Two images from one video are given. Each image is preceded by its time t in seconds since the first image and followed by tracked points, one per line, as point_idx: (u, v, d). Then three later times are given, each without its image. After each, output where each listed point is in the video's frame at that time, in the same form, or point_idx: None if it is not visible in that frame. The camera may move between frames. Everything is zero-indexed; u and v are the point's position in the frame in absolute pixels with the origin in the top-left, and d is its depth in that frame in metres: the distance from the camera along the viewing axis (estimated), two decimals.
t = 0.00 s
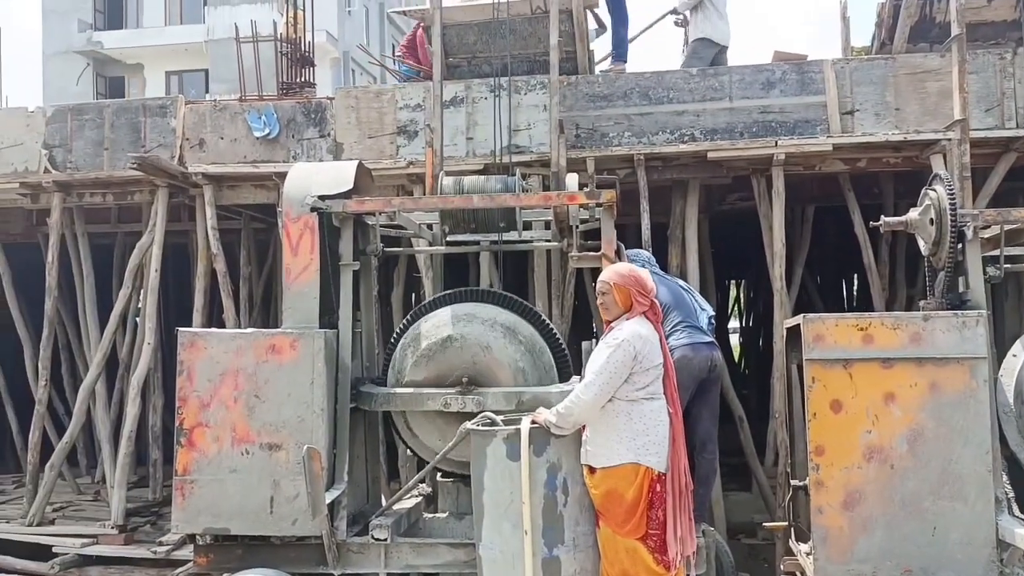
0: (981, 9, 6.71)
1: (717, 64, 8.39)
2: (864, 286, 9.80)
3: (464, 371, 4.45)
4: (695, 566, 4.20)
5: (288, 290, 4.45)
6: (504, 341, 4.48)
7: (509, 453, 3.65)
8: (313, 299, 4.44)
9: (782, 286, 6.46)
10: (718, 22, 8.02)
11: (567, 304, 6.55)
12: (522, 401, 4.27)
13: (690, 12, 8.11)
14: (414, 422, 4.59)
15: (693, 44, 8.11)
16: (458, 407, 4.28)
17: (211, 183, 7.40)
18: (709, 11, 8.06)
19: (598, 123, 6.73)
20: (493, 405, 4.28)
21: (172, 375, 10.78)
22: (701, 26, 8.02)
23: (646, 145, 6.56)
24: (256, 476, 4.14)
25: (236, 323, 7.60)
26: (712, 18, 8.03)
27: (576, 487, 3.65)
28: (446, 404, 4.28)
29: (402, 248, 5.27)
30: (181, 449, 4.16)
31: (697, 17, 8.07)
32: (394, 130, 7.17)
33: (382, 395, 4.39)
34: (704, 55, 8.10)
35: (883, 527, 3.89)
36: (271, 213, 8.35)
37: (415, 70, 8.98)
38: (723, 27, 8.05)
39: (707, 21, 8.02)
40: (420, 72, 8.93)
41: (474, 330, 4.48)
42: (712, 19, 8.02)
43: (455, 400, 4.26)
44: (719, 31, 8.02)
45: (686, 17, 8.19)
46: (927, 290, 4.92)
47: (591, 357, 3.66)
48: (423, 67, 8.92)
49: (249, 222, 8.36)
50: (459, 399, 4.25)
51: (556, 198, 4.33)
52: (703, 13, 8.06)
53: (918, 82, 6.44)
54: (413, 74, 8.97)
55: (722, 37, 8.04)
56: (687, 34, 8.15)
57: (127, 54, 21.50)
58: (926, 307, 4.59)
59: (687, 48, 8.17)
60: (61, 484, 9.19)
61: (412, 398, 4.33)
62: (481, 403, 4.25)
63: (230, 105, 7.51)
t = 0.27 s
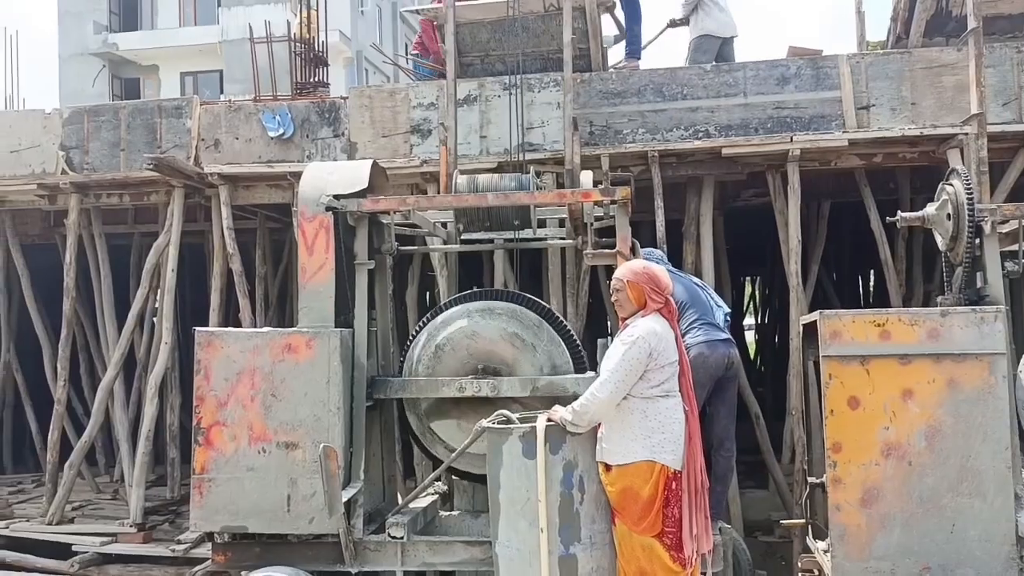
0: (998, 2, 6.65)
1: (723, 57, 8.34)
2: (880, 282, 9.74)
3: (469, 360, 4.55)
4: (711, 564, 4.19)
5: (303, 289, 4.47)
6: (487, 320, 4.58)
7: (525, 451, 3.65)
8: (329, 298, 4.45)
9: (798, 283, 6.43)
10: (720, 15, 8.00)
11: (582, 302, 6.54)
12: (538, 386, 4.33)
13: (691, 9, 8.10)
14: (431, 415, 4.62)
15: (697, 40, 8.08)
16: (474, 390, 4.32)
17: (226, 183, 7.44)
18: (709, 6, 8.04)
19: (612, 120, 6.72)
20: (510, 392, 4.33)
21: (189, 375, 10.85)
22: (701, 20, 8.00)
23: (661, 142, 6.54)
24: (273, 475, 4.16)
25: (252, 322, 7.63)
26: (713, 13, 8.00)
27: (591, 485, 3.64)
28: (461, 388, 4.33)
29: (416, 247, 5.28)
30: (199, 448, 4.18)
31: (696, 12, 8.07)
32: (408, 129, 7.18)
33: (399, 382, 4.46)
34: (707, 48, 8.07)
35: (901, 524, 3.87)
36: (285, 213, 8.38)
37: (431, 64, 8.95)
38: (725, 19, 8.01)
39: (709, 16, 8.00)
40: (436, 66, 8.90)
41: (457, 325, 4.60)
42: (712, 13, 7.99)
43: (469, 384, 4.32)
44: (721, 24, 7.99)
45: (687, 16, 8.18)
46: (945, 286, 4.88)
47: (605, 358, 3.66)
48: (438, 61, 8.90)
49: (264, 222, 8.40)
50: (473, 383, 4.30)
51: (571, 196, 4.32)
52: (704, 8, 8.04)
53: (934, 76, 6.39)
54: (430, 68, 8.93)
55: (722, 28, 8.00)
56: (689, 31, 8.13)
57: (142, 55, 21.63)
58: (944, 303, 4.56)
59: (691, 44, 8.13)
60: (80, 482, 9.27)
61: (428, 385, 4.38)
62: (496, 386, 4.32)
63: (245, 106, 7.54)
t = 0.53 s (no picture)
0: None
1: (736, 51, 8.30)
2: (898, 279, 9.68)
3: (481, 352, 4.56)
4: (729, 561, 4.19)
5: (321, 286, 4.49)
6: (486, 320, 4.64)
7: (542, 448, 3.66)
8: (347, 295, 4.47)
9: (816, 278, 6.40)
10: (728, 8, 7.98)
11: (598, 298, 6.54)
12: (554, 368, 4.36)
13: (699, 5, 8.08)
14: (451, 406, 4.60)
15: (707, 35, 8.06)
16: (490, 368, 4.33)
17: (244, 181, 7.49)
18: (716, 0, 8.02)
19: (628, 116, 6.71)
20: (528, 373, 4.33)
21: (208, 372, 10.93)
22: (709, 16, 7.99)
23: (677, 138, 6.53)
24: (292, 471, 4.20)
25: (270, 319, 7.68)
26: (721, 7, 7.98)
27: (609, 481, 3.64)
28: (478, 368, 4.35)
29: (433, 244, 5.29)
30: (219, 443, 4.22)
31: (705, 8, 8.06)
32: (424, 126, 7.20)
33: (416, 364, 4.50)
34: (719, 42, 8.04)
35: (921, 521, 3.85)
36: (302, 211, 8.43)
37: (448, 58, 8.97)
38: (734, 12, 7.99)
39: (717, 10, 7.98)
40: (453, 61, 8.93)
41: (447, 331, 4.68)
42: (720, 7, 7.98)
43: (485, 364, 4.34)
44: (730, 17, 7.96)
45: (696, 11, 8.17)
46: (965, 281, 4.84)
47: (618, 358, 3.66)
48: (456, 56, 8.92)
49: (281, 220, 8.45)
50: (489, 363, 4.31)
51: (587, 192, 4.31)
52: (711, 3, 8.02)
53: (953, 70, 6.34)
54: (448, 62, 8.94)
55: (731, 22, 7.97)
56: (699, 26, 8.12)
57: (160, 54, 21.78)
58: (963, 298, 4.53)
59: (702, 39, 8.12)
60: (101, 478, 9.37)
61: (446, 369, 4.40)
62: (513, 365, 4.33)
63: (262, 104, 7.59)
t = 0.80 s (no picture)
0: None
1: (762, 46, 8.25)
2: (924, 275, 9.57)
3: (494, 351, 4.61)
4: (752, 559, 4.16)
5: (343, 283, 4.52)
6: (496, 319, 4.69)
7: (565, 445, 3.65)
8: (369, 293, 4.49)
9: (840, 275, 6.35)
10: (757, 3, 7.90)
11: (620, 295, 6.52)
12: (576, 354, 4.33)
13: None
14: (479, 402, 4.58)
15: (734, 28, 8.01)
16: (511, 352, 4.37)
17: (267, 179, 7.53)
18: None
19: (650, 112, 6.68)
20: (549, 358, 4.35)
21: (231, 369, 11.02)
22: (737, 9, 7.93)
23: (699, 134, 6.49)
24: (315, 467, 4.22)
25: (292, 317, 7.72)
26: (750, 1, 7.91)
27: (632, 479, 3.63)
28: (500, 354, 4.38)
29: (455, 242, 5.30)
30: (243, 440, 4.25)
31: (735, 3, 7.99)
32: (445, 124, 7.21)
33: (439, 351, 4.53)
34: (746, 38, 8.00)
35: (947, 520, 3.81)
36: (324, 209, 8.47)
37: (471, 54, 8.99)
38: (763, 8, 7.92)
39: (746, 5, 7.91)
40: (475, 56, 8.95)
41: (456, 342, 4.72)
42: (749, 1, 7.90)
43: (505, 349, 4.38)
44: (758, 12, 7.89)
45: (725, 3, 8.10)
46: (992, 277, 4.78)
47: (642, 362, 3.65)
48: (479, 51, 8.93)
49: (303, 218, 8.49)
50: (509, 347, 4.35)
51: (609, 188, 4.30)
52: None
53: (980, 64, 6.26)
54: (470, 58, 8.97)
55: (759, 17, 7.90)
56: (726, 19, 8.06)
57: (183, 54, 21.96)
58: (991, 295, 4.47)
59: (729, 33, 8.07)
60: (127, 474, 9.47)
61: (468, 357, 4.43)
62: (534, 350, 4.36)
63: (285, 103, 7.63)
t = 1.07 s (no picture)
0: None
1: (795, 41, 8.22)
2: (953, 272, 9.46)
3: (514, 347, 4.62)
4: (779, 559, 4.14)
5: (369, 281, 4.54)
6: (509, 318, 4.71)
7: (590, 443, 3.66)
8: (394, 291, 4.51)
9: (868, 272, 6.29)
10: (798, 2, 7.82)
11: (645, 293, 6.50)
12: (601, 345, 4.33)
13: None
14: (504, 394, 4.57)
15: (773, 25, 7.96)
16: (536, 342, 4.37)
17: (293, 178, 7.59)
18: None
19: (675, 109, 6.65)
20: (573, 347, 4.34)
21: (257, 367, 11.11)
22: (778, 6, 7.85)
23: (725, 131, 6.45)
24: (341, 464, 4.25)
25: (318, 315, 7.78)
26: None
27: (657, 477, 3.62)
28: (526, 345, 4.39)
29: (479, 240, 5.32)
30: (270, 437, 4.29)
31: None
32: (469, 122, 7.23)
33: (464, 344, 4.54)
34: (784, 36, 7.97)
35: (977, 520, 3.77)
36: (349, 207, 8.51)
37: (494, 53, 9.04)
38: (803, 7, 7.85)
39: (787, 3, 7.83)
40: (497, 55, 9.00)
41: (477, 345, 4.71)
42: None
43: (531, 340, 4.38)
44: (798, 12, 7.83)
45: None
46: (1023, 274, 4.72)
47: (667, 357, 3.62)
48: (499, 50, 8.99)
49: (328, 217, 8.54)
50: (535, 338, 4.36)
51: (634, 185, 4.28)
52: None
53: (1011, 58, 6.18)
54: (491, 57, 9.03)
55: (799, 17, 7.84)
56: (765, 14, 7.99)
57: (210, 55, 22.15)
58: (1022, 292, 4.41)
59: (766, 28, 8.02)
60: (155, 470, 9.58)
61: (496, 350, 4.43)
62: (559, 340, 4.35)
63: (311, 102, 7.68)
